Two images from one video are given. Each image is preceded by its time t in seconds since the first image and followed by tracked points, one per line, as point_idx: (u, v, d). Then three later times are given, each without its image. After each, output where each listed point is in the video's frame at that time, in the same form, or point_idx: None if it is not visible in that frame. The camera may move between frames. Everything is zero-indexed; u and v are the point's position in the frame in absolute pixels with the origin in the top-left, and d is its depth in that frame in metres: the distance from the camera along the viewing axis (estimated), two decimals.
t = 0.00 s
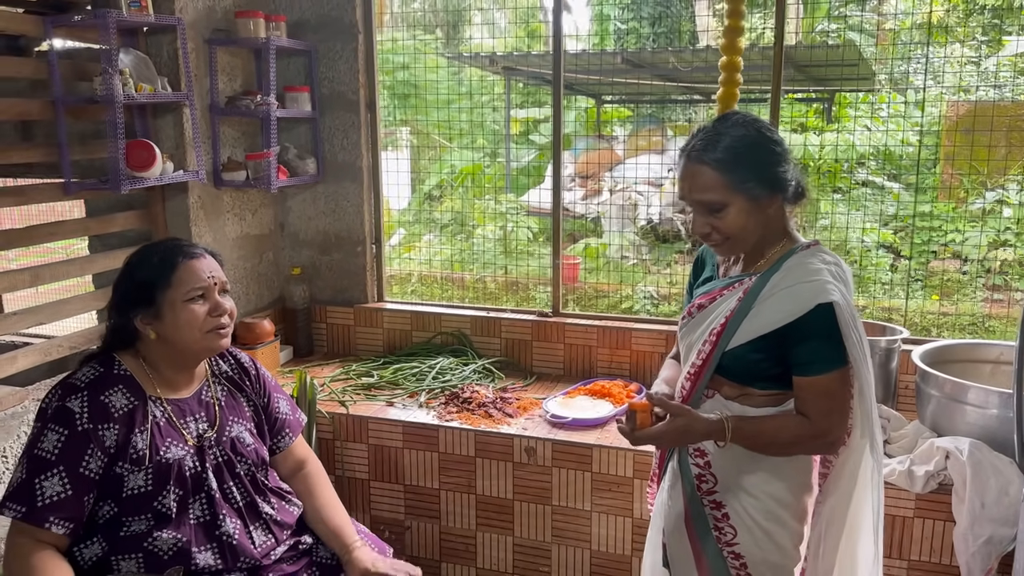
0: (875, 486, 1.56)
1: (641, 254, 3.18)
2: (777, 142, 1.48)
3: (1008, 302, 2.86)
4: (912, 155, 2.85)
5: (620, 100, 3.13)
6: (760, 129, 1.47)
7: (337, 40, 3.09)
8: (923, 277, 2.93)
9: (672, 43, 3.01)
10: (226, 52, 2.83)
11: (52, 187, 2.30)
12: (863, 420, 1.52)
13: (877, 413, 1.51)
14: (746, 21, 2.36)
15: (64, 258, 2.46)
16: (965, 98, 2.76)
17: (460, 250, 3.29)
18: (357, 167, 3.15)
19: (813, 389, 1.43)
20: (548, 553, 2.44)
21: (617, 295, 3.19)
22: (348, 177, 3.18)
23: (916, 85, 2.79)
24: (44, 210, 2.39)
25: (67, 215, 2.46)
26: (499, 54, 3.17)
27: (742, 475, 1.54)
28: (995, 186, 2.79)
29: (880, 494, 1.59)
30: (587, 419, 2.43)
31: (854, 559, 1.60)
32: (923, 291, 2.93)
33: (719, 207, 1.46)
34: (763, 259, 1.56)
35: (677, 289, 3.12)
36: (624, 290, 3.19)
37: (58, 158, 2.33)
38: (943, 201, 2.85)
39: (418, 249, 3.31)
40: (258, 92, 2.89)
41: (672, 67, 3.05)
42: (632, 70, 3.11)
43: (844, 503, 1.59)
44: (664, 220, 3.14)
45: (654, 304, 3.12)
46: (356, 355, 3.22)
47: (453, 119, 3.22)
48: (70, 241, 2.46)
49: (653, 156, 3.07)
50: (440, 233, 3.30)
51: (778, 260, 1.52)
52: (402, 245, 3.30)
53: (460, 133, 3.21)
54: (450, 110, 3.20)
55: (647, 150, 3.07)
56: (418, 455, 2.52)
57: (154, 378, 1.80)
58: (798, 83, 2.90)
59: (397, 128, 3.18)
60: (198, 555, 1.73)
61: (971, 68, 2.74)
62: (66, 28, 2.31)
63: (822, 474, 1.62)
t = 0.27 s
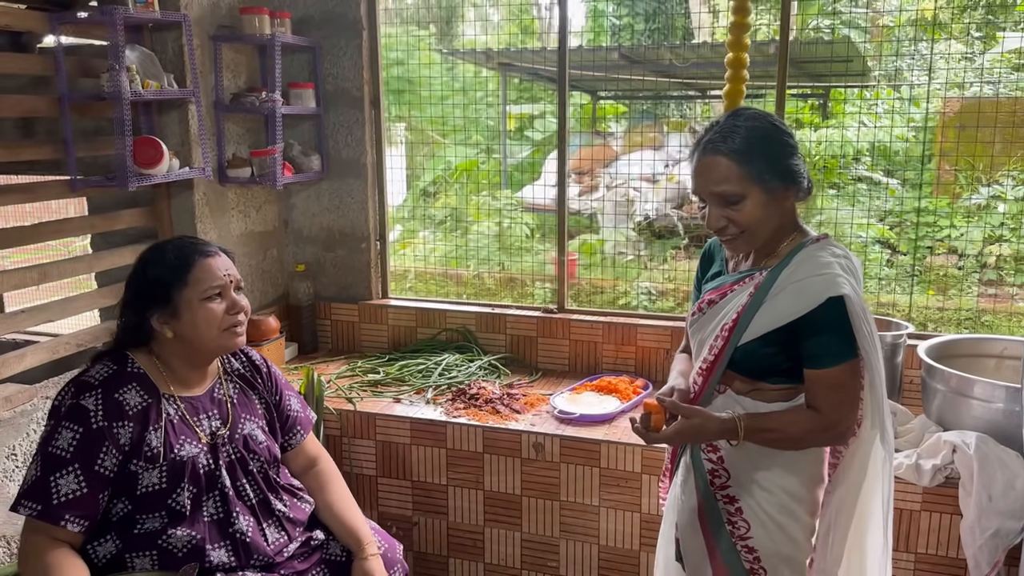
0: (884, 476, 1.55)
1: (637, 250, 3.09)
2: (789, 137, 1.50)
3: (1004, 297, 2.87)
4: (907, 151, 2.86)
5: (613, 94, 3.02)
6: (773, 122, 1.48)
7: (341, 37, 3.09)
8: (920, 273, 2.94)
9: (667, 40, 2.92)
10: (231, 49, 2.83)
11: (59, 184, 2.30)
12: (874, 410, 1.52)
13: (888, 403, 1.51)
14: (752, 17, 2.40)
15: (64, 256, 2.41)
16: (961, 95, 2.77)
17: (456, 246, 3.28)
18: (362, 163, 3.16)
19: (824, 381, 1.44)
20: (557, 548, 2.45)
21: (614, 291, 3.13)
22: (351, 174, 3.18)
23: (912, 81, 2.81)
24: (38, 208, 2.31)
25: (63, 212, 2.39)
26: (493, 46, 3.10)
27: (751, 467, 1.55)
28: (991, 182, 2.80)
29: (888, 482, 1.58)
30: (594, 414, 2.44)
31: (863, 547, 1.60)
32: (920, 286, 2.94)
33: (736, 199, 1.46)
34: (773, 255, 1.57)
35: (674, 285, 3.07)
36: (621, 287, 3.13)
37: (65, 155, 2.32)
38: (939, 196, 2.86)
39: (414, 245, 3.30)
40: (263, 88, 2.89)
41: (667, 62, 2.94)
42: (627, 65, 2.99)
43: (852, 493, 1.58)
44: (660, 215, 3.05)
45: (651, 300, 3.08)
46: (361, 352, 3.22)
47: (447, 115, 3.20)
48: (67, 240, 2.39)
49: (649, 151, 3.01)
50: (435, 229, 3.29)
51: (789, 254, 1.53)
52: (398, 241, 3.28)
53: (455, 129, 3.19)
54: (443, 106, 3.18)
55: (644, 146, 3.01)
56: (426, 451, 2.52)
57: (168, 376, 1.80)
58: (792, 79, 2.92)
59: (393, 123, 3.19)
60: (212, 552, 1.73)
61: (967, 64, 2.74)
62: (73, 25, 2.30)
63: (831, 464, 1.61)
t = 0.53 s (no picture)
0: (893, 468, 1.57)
1: (630, 247, 3.23)
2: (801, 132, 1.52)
3: (993, 292, 2.91)
4: (898, 147, 2.87)
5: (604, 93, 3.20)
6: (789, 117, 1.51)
7: (342, 34, 3.09)
8: (910, 269, 2.98)
9: (657, 37, 3.04)
10: (232, 47, 2.82)
11: (61, 183, 2.29)
12: (883, 402, 1.54)
13: (898, 395, 1.53)
14: (754, 15, 2.41)
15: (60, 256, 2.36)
16: (950, 92, 2.79)
17: (451, 244, 3.32)
18: (362, 161, 3.15)
19: (833, 374, 1.45)
20: (562, 544, 2.46)
21: (608, 288, 3.22)
22: (352, 172, 3.17)
23: (901, 78, 2.84)
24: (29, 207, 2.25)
25: (54, 211, 2.33)
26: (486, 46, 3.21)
27: (763, 464, 1.56)
28: (979, 179, 2.82)
29: (895, 475, 1.60)
30: (599, 411, 2.45)
31: (871, 538, 1.62)
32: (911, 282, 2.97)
33: (754, 187, 1.47)
34: (782, 251, 1.58)
35: (669, 281, 3.16)
36: (614, 283, 3.23)
37: (68, 153, 2.31)
38: (928, 192, 2.89)
39: (407, 243, 3.30)
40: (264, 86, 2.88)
41: (659, 60, 3.07)
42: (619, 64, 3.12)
43: (860, 485, 1.59)
44: (652, 213, 3.20)
45: (646, 297, 3.17)
46: (362, 349, 3.22)
47: (438, 112, 3.22)
48: (58, 241, 2.34)
49: (638, 149, 3.16)
50: (428, 227, 3.31)
51: (796, 249, 1.54)
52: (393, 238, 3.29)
53: (446, 127, 3.23)
54: (435, 104, 3.20)
55: (635, 144, 3.16)
56: (431, 449, 2.53)
57: (178, 376, 1.81)
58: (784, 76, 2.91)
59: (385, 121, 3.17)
60: (224, 550, 1.74)
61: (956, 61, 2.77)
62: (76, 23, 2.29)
63: (840, 456, 1.63)
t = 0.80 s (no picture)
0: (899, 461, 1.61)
1: (621, 245, 3.25)
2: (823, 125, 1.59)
3: (982, 289, 2.92)
4: (886, 145, 2.91)
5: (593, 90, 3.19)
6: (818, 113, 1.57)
7: (341, 33, 3.09)
8: (901, 266, 3.01)
9: (647, 35, 3.07)
10: (233, 45, 2.82)
11: (64, 182, 2.28)
12: (890, 396, 1.57)
13: (904, 388, 1.56)
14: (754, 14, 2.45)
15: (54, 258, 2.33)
16: (938, 89, 2.81)
17: (442, 243, 3.31)
18: (363, 160, 3.15)
19: (841, 370, 1.48)
20: (566, 540, 2.48)
21: (601, 286, 3.25)
22: (352, 171, 3.18)
23: (889, 76, 2.85)
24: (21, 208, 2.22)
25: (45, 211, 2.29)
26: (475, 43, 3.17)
27: (776, 462, 1.59)
28: (969, 176, 2.88)
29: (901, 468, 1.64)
30: (602, 407, 2.47)
31: (878, 533, 1.64)
32: (900, 279, 2.99)
33: (791, 171, 1.51)
34: (789, 248, 1.60)
35: (660, 279, 3.19)
36: (608, 280, 3.25)
37: (70, 152, 2.30)
38: (919, 189, 2.94)
39: (397, 243, 3.29)
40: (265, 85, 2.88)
41: (651, 58, 3.10)
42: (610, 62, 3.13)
43: (868, 478, 1.63)
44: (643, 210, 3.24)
45: (638, 294, 3.20)
46: (362, 348, 3.22)
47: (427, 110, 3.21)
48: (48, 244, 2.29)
49: (633, 147, 3.20)
50: (419, 225, 3.28)
51: (802, 246, 1.56)
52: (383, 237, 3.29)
53: (434, 125, 3.21)
54: (423, 102, 3.19)
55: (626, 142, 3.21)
56: (435, 446, 2.54)
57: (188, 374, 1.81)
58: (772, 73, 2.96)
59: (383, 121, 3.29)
60: (235, 548, 1.74)
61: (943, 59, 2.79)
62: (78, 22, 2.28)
63: (848, 450, 1.66)
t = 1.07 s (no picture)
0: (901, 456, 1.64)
1: (611, 244, 3.29)
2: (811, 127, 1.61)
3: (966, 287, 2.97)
4: (872, 145, 2.95)
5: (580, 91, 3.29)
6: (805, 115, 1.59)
7: (338, 34, 3.10)
8: (887, 265, 3.06)
9: (634, 36, 3.13)
10: (230, 46, 2.82)
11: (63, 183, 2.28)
12: (891, 391, 1.60)
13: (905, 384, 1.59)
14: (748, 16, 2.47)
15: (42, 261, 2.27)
16: (922, 90, 2.86)
17: (432, 243, 3.32)
18: (360, 160, 3.15)
19: (845, 368, 1.51)
20: (565, 537, 2.50)
21: (591, 285, 3.31)
22: (349, 171, 3.18)
23: (873, 76, 2.90)
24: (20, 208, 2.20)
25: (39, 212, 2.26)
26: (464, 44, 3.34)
27: (782, 457, 1.61)
28: (954, 176, 2.94)
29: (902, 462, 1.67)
30: (600, 405, 2.50)
31: (879, 528, 1.67)
32: (886, 278, 3.03)
33: (786, 177, 1.54)
34: (790, 250, 1.63)
35: (649, 278, 3.20)
36: (598, 280, 3.30)
37: (70, 153, 2.31)
38: (904, 188, 2.97)
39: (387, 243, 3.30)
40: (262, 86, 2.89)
41: (638, 58, 3.15)
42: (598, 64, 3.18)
43: (870, 473, 1.66)
44: (631, 210, 3.31)
45: (628, 293, 3.21)
46: (359, 347, 3.23)
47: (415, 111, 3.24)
48: (36, 246, 2.24)
49: (619, 147, 3.38)
50: (408, 225, 3.30)
51: (804, 248, 1.59)
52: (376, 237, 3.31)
53: (424, 124, 3.25)
54: (411, 102, 3.22)
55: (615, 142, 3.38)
56: (434, 445, 2.55)
57: (190, 374, 1.81)
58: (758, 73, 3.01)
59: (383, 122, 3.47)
60: (240, 547, 1.75)
61: (927, 58, 2.83)
62: (77, 23, 2.29)
63: (849, 446, 1.69)
